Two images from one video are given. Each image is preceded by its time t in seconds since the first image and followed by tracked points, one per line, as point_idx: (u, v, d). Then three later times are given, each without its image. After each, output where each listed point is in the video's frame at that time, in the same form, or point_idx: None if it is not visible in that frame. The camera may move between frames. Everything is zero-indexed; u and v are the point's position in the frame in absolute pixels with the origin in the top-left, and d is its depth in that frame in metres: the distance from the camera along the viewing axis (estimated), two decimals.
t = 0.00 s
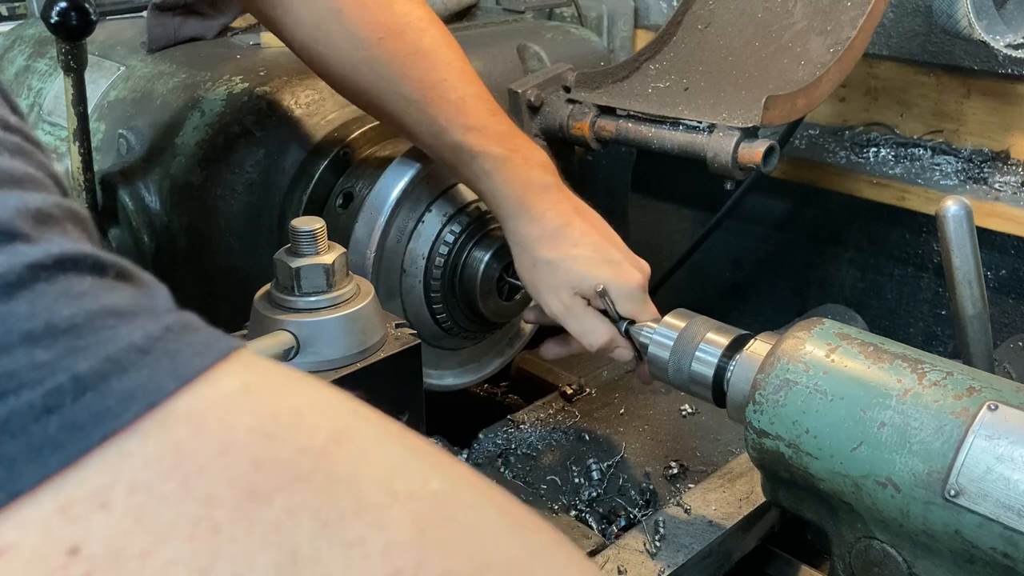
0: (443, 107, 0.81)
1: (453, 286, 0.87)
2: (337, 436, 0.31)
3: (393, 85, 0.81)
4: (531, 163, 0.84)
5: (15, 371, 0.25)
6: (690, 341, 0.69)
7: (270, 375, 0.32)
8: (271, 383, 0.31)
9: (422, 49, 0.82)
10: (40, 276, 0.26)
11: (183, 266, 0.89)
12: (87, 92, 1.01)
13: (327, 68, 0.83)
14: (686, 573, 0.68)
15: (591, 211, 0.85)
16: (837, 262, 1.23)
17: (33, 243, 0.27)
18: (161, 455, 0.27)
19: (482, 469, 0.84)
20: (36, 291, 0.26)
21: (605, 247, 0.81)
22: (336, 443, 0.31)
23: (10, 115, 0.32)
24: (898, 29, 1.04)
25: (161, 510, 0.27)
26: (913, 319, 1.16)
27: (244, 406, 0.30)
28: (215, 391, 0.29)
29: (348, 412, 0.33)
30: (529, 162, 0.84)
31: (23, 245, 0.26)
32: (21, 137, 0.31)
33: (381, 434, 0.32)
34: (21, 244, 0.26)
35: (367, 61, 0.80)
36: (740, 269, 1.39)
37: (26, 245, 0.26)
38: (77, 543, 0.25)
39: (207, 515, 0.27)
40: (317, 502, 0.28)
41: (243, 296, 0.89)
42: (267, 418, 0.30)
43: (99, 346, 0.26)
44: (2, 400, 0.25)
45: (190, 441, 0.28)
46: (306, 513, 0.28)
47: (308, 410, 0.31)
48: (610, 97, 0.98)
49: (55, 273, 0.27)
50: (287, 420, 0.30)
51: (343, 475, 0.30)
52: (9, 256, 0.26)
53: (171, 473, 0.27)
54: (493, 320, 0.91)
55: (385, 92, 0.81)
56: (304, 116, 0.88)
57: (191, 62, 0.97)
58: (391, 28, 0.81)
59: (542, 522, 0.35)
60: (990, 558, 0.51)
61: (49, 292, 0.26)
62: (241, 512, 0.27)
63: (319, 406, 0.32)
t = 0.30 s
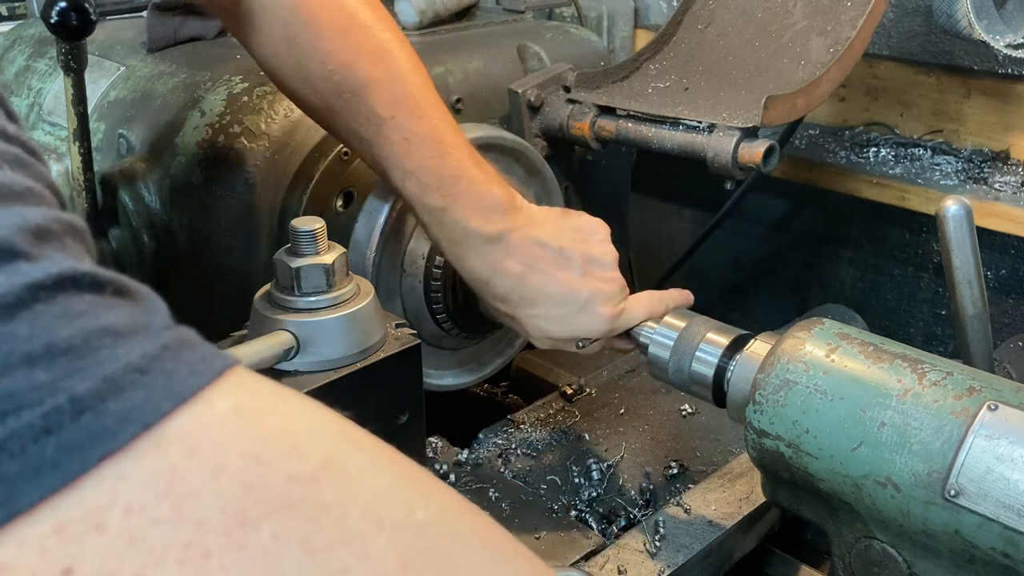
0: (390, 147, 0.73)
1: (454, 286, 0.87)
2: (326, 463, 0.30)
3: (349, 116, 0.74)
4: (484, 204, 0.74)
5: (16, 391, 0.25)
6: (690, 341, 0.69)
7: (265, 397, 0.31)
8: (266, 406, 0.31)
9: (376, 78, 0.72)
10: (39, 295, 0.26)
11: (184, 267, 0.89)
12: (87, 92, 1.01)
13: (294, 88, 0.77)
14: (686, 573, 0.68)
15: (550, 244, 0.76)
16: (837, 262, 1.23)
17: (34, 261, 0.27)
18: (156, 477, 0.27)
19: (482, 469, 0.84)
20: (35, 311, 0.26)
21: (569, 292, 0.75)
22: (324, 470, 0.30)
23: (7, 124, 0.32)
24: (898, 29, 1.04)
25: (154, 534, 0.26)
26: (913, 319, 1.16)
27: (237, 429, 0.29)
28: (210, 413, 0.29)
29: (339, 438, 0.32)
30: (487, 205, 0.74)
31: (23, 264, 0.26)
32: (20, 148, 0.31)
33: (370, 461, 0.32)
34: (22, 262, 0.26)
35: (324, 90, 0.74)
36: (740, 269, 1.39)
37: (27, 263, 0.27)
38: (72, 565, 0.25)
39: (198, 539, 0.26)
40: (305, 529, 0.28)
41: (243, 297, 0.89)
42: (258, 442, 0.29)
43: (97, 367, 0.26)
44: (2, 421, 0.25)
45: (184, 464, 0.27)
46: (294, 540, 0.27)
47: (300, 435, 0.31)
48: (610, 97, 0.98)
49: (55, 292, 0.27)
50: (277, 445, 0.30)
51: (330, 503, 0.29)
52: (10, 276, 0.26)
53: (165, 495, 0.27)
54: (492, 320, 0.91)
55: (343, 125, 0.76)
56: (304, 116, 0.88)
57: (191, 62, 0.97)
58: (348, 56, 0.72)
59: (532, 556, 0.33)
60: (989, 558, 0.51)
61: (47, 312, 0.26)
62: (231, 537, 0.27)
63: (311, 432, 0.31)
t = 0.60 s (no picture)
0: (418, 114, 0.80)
1: (454, 286, 0.87)
2: (316, 454, 0.30)
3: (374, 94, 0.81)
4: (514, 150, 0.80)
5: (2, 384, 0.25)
6: (690, 341, 0.69)
7: (253, 388, 0.32)
8: (253, 398, 0.31)
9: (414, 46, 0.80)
10: (24, 289, 0.26)
11: (184, 266, 0.89)
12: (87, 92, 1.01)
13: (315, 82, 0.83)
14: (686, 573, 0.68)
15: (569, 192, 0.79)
16: (837, 262, 1.23)
17: (19, 255, 0.26)
18: (143, 468, 0.27)
19: (482, 469, 0.84)
20: (20, 305, 0.26)
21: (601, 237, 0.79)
22: (313, 460, 0.30)
23: None
24: (898, 29, 1.04)
25: (141, 524, 0.26)
26: (913, 319, 1.16)
27: (225, 419, 0.29)
28: (197, 404, 0.29)
29: (328, 428, 0.32)
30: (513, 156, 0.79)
31: (8, 258, 0.26)
32: (9, 142, 0.31)
33: (360, 451, 0.32)
34: (7, 256, 0.26)
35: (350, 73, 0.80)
36: (740, 269, 1.39)
37: (12, 257, 0.26)
38: (59, 555, 0.25)
39: (187, 528, 0.26)
40: (294, 517, 0.28)
41: (242, 296, 0.89)
42: (246, 432, 0.30)
43: (82, 360, 0.26)
44: None
45: (171, 455, 0.27)
46: (283, 528, 0.27)
47: (289, 425, 0.31)
48: (610, 97, 0.98)
49: (40, 286, 0.26)
50: (266, 435, 0.30)
51: (320, 492, 0.29)
52: None
53: (152, 485, 0.27)
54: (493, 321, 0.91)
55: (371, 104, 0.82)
56: (304, 116, 0.88)
57: (191, 62, 0.97)
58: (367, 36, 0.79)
59: (521, 544, 0.34)
60: (990, 558, 0.51)
61: (33, 306, 0.26)
62: (220, 525, 0.27)
63: (300, 422, 0.31)
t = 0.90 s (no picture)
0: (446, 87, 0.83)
1: (454, 286, 0.87)
2: (309, 459, 0.30)
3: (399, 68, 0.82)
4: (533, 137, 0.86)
5: None
6: (690, 341, 0.68)
7: (247, 393, 0.32)
8: (247, 403, 0.31)
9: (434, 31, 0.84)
10: (18, 292, 0.26)
11: (184, 267, 0.89)
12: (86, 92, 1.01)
13: (328, 55, 0.83)
14: (686, 573, 0.68)
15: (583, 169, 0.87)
16: (837, 262, 1.23)
17: (13, 259, 0.27)
18: (133, 473, 0.27)
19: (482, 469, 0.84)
20: (12, 308, 0.26)
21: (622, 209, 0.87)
22: (307, 466, 0.30)
23: None
24: (898, 29, 1.03)
25: (132, 529, 0.26)
26: (913, 319, 1.16)
27: (218, 424, 0.30)
28: (188, 409, 0.29)
29: (323, 433, 0.32)
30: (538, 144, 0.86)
31: (2, 261, 0.27)
32: (5, 147, 0.31)
33: (353, 456, 0.32)
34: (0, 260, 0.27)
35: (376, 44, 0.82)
36: (740, 269, 1.39)
37: (5, 260, 0.27)
38: (48, 560, 0.25)
39: (178, 534, 0.27)
40: (286, 524, 0.28)
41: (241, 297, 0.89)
42: (240, 437, 0.30)
43: (74, 364, 0.27)
44: None
45: (162, 460, 0.28)
46: (275, 536, 0.28)
47: (283, 431, 0.31)
48: (610, 97, 0.98)
49: (32, 289, 0.27)
50: (259, 441, 0.30)
51: (313, 499, 0.29)
52: None
53: (143, 490, 0.27)
54: (493, 321, 0.91)
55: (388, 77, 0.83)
56: (304, 116, 0.88)
57: (191, 62, 0.97)
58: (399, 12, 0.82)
59: (516, 550, 0.34)
60: (990, 558, 0.51)
61: (25, 309, 0.26)
62: (211, 533, 0.27)
63: (294, 428, 0.31)
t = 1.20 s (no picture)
0: (384, 89, 0.74)
1: (454, 286, 0.87)
2: (316, 452, 0.30)
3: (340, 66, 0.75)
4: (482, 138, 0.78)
5: (3, 392, 0.25)
6: (690, 341, 0.68)
7: (254, 387, 0.31)
8: (255, 398, 0.31)
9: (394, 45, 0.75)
10: (25, 295, 0.26)
11: (185, 266, 0.90)
12: (87, 92, 1.01)
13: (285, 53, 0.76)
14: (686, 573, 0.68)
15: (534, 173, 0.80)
16: (837, 262, 1.23)
17: (19, 262, 0.27)
18: (144, 472, 0.27)
19: (482, 469, 0.84)
20: (20, 312, 0.26)
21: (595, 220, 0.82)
22: (313, 460, 0.30)
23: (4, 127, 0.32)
24: (898, 29, 1.03)
25: (144, 529, 0.26)
26: (913, 319, 1.16)
27: (225, 421, 0.29)
28: (197, 406, 0.29)
29: (330, 425, 0.32)
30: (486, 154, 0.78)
31: (9, 265, 0.26)
32: (13, 149, 0.31)
33: (360, 448, 0.32)
34: (7, 263, 0.26)
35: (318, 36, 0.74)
36: (740, 269, 1.39)
37: (12, 264, 0.26)
38: (61, 563, 0.25)
39: (187, 533, 0.26)
40: (294, 519, 0.28)
41: (242, 297, 0.89)
42: (248, 434, 0.30)
43: (83, 365, 0.26)
44: None
45: (172, 459, 0.28)
46: (283, 532, 0.27)
47: (288, 424, 0.31)
48: (610, 97, 0.98)
49: (39, 292, 0.27)
50: (265, 436, 0.30)
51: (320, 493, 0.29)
52: None
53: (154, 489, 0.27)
54: (491, 321, 0.91)
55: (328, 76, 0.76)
56: (304, 116, 0.88)
57: (191, 62, 0.97)
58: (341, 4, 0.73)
59: (522, 538, 0.34)
60: (990, 558, 0.51)
61: (32, 312, 0.26)
62: (221, 530, 0.27)
63: (299, 420, 0.31)
